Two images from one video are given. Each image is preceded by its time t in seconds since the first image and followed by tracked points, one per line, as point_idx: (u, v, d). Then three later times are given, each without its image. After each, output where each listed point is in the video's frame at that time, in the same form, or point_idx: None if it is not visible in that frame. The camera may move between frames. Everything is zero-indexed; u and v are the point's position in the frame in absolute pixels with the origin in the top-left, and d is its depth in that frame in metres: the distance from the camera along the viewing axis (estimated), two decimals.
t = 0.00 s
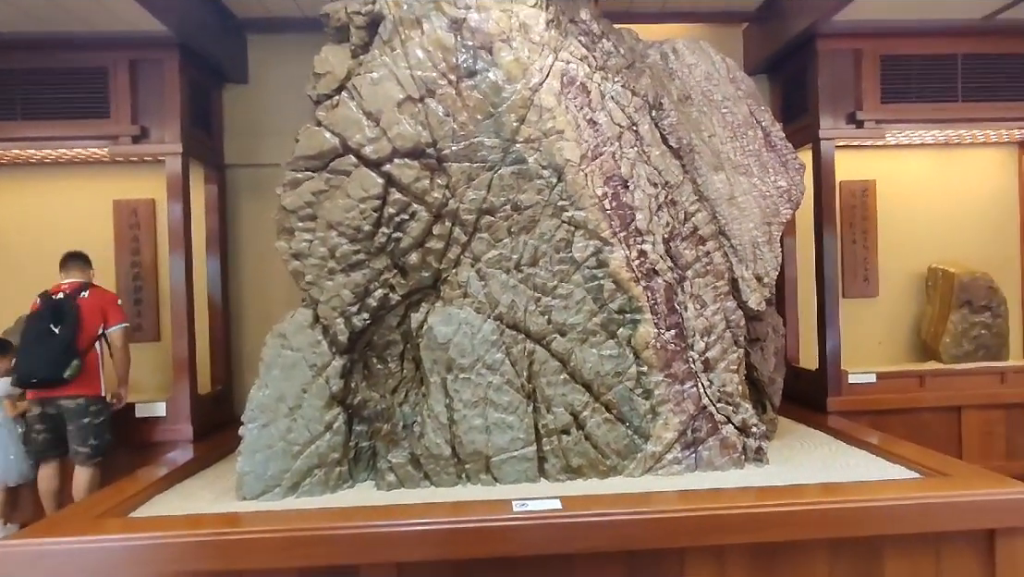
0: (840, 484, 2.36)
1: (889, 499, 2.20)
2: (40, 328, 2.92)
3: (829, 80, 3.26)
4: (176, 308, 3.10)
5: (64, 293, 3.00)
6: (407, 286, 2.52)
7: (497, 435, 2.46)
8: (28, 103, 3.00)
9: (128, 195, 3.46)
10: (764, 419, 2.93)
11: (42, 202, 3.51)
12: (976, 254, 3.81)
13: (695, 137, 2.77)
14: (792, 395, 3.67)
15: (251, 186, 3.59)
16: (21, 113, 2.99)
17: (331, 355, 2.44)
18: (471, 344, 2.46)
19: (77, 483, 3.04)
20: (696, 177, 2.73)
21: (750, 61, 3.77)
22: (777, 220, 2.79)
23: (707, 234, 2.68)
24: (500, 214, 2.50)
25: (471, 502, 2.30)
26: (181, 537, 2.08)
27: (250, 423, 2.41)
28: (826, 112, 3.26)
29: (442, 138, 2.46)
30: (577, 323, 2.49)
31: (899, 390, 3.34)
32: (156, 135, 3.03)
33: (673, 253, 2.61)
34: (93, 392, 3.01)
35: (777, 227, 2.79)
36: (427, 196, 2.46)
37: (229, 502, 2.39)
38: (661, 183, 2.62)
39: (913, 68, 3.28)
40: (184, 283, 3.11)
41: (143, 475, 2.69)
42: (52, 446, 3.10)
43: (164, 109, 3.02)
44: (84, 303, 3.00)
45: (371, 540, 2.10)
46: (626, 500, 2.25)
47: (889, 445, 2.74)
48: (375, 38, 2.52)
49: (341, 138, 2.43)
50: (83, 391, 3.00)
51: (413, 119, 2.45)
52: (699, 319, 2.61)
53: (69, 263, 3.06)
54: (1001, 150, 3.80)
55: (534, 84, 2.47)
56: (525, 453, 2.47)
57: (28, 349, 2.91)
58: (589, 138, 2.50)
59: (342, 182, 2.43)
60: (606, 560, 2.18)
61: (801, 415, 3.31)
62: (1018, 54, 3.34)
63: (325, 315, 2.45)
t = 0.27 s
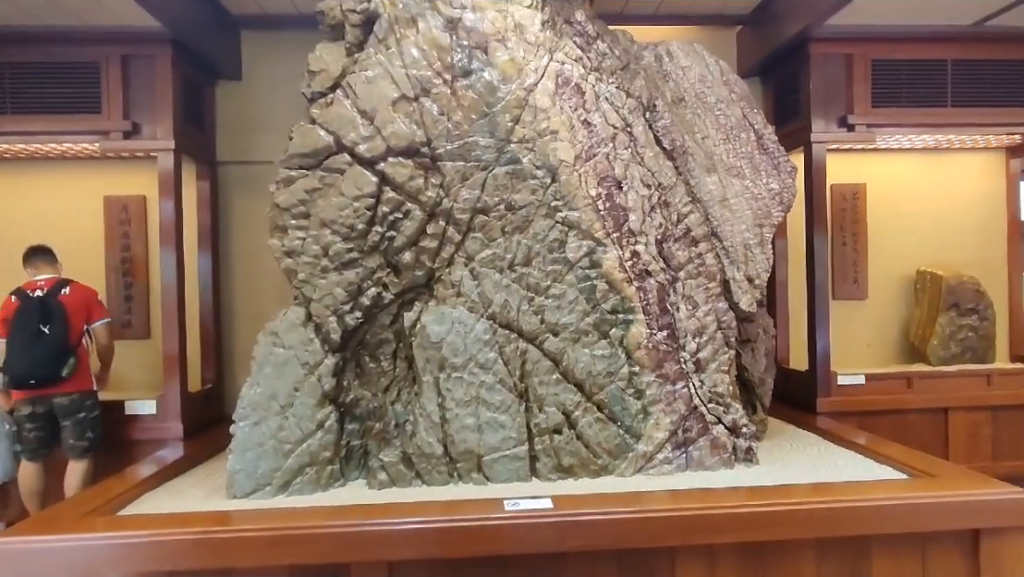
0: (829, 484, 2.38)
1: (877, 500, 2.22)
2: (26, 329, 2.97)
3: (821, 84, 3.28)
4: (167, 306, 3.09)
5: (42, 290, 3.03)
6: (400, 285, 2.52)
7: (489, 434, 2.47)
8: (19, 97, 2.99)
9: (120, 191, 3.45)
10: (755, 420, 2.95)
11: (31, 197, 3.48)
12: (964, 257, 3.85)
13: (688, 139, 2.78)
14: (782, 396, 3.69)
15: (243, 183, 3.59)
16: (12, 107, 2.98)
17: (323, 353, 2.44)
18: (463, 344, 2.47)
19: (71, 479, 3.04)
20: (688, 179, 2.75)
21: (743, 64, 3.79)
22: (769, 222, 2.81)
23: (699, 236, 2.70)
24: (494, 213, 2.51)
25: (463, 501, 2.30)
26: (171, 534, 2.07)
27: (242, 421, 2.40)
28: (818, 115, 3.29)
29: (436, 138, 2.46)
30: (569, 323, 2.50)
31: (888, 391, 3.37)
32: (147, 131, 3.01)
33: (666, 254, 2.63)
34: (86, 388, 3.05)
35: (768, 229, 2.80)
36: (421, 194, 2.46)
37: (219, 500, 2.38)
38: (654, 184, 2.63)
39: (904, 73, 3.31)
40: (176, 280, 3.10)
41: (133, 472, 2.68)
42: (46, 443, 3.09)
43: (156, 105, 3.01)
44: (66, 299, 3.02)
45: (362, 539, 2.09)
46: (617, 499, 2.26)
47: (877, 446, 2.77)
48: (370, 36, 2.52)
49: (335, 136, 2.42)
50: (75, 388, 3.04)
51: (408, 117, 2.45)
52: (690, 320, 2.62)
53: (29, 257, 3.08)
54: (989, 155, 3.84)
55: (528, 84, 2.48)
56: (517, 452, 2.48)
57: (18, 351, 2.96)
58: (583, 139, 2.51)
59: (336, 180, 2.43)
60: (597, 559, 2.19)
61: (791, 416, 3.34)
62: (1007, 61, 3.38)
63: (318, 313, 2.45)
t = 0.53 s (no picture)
0: (821, 485, 2.39)
1: (869, 501, 2.23)
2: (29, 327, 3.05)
3: (816, 86, 3.30)
4: (161, 304, 3.08)
5: (38, 287, 3.09)
6: (395, 283, 2.52)
7: (483, 434, 2.47)
8: (12, 93, 2.97)
9: (114, 188, 3.44)
10: (747, 420, 2.96)
11: (23, 193, 3.46)
12: (956, 260, 3.88)
13: (683, 140, 2.79)
14: (775, 396, 3.71)
15: (238, 180, 3.58)
16: (5, 102, 2.97)
17: (317, 351, 2.44)
18: (458, 343, 2.47)
19: (60, 471, 3.07)
20: (683, 180, 2.76)
21: (738, 66, 3.81)
22: (763, 224, 2.81)
23: (694, 237, 2.70)
24: (489, 213, 2.51)
25: (456, 500, 2.30)
26: (163, 532, 2.06)
27: (235, 419, 2.39)
28: (813, 117, 3.30)
29: (432, 137, 2.46)
30: (564, 323, 2.50)
31: (880, 393, 3.38)
32: (141, 127, 3.00)
33: (660, 254, 2.63)
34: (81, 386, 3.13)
35: (762, 231, 2.81)
36: (416, 193, 2.46)
37: (212, 498, 2.37)
38: (649, 184, 2.64)
39: (898, 76, 3.33)
40: (170, 278, 3.08)
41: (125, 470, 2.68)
42: (37, 441, 3.10)
43: (150, 102, 2.99)
44: (68, 294, 3.11)
45: (355, 538, 2.09)
46: (610, 499, 2.26)
47: (869, 447, 2.78)
48: (367, 34, 2.51)
49: (330, 135, 2.42)
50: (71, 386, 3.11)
51: (404, 116, 2.45)
52: (685, 321, 2.63)
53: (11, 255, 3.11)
54: (981, 158, 3.85)
55: (525, 84, 2.48)
56: (510, 452, 2.48)
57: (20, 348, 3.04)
58: (579, 139, 2.51)
59: (331, 178, 2.42)
60: (590, 559, 2.19)
61: (783, 417, 3.36)
62: (1001, 65, 3.40)
63: (313, 311, 2.45)
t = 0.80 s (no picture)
0: (817, 486, 2.40)
1: (865, 502, 2.24)
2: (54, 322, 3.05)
3: (813, 88, 3.30)
4: (157, 302, 3.07)
5: (56, 285, 3.11)
6: (393, 284, 2.52)
7: (480, 434, 2.47)
8: (8, 90, 2.96)
9: (111, 186, 3.43)
10: (744, 421, 2.97)
11: (19, 190, 3.45)
12: (952, 263, 3.89)
13: (681, 142, 2.80)
14: (771, 398, 3.72)
15: (236, 179, 3.57)
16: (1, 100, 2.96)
17: (314, 351, 2.44)
18: (455, 343, 2.47)
19: (57, 468, 3.05)
20: (681, 181, 2.77)
21: (737, 68, 3.81)
22: (760, 225, 2.82)
23: (691, 238, 2.71)
24: (487, 214, 2.51)
25: (453, 500, 2.30)
26: (159, 532, 2.06)
27: (232, 419, 2.39)
28: (811, 120, 3.31)
29: (430, 137, 2.46)
30: (561, 323, 2.51)
31: (876, 395, 3.40)
32: (139, 126, 3.00)
33: (658, 256, 2.64)
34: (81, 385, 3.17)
35: (759, 232, 2.82)
36: (414, 193, 2.46)
37: (208, 498, 2.37)
38: (647, 186, 2.65)
39: (895, 80, 3.34)
40: (167, 278, 3.08)
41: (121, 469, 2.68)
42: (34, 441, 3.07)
43: (148, 100, 2.99)
44: (77, 296, 3.17)
45: (352, 538, 2.09)
46: (607, 499, 2.27)
47: (865, 449, 2.79)
48: (365, 34, 2.51)
49: (328, 134, 2.42)
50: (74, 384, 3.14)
51: (402, 116, 2.45)
52: (682, 322, 2.64)
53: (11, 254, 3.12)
54: (977, 161, 3.87)
55: (523, 85, 2.48)
56: (507, 452, 2.48)
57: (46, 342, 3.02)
58: (577, 140, 2.51)
59: (329, 178, 2.42)
60: (587, 559, 2.19)
61: (779, 418, 3.36)
62: (997, 69, 3.42)
63: (310, 311, 2.44)
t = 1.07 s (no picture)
0: (814, 486, 2.40)
1: (862, 503, 2.25)
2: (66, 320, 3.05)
3: (812, 89, 3.31)
4: (155, 302, 3.07)
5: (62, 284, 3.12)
6: (391, 283, 2.52)
7: (477, 433, 2.47)
8: (6, 88, 2.96)
9: (109, 185, 3.43)
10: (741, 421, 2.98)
11: (16, 189, 3.45)
12: (950, 264, 3.90)
13: (679, 142, 2.80)
14: (769, 398, 3.72)
15: (234, 178, 3.57)
16: None
17: (312, 351, 2.44)
18: (453, 342, 2.47)
19: (57, 467, 3.04)
20: (679, 181, 2.77)
21: (735, 68, 3.82)
22: (758, 226, 2.82)
23: (689, 239, 2.71)
24: (485, 213, 2.51)
25: (450, 499, 2.30)
26: (156, 531, 2.06)
27: (230, 418, 2.39)
28: (809, 120, 3.31)
29: (429, 137, 2.46)
30: (559, 323, 2.51)
31: (873, 395, 3.40)
32: (137, 124, 3.00)
33: (656, 256, 2.64)
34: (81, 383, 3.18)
35: (757, 233, 2.82)
36: (413, 193, 2.46)
37: (205, 497, 2.36)
38: (645, 186, 2.65)
39: (893, 80, 3.35)
40: (164, 277, 3.08)
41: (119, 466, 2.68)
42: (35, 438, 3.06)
43: (146, 99, 2.99)
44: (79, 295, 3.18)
45: (349, 537, 2.09)
46: (604, 499, 2.27)
47: (863, 450, 2.79)
48: (364, 33, 2.51)
49: (327, 134, 2.42)
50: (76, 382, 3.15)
51: (400, 116, 2.45)
52: (680, 322, 2.64)
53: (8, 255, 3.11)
54: (976, 162, 3.88)
55: (522, 85, 2.48)
56: (505, 452, 2.48)
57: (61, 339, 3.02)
58: (575, 140, 2.51)
59: (327, 177, 2.42)
60: (584, 559, 2.20)
61: (777, 418, 3.37)
62: (994, 70, 3.42)
63: (308, 310, 2.44)
